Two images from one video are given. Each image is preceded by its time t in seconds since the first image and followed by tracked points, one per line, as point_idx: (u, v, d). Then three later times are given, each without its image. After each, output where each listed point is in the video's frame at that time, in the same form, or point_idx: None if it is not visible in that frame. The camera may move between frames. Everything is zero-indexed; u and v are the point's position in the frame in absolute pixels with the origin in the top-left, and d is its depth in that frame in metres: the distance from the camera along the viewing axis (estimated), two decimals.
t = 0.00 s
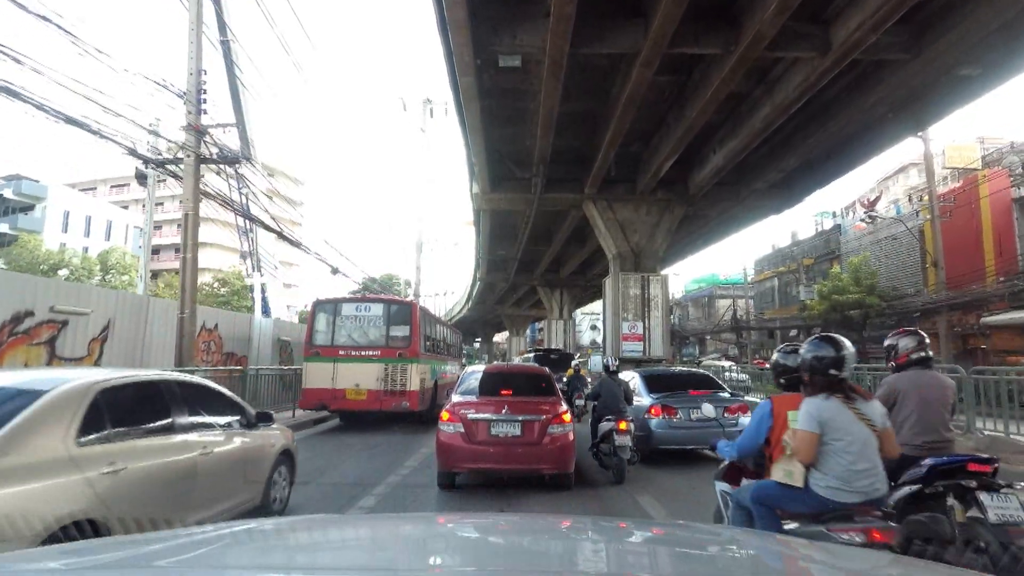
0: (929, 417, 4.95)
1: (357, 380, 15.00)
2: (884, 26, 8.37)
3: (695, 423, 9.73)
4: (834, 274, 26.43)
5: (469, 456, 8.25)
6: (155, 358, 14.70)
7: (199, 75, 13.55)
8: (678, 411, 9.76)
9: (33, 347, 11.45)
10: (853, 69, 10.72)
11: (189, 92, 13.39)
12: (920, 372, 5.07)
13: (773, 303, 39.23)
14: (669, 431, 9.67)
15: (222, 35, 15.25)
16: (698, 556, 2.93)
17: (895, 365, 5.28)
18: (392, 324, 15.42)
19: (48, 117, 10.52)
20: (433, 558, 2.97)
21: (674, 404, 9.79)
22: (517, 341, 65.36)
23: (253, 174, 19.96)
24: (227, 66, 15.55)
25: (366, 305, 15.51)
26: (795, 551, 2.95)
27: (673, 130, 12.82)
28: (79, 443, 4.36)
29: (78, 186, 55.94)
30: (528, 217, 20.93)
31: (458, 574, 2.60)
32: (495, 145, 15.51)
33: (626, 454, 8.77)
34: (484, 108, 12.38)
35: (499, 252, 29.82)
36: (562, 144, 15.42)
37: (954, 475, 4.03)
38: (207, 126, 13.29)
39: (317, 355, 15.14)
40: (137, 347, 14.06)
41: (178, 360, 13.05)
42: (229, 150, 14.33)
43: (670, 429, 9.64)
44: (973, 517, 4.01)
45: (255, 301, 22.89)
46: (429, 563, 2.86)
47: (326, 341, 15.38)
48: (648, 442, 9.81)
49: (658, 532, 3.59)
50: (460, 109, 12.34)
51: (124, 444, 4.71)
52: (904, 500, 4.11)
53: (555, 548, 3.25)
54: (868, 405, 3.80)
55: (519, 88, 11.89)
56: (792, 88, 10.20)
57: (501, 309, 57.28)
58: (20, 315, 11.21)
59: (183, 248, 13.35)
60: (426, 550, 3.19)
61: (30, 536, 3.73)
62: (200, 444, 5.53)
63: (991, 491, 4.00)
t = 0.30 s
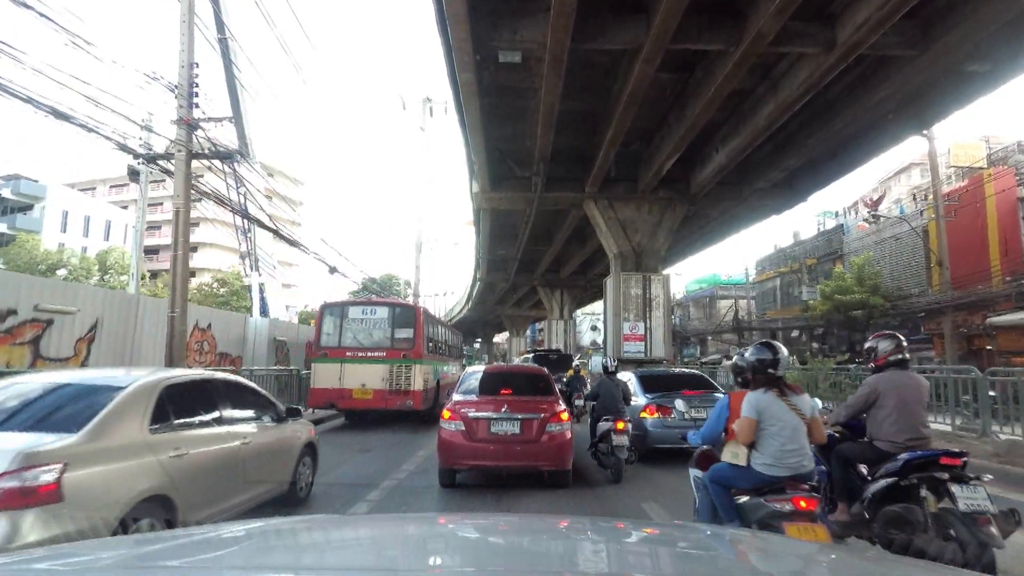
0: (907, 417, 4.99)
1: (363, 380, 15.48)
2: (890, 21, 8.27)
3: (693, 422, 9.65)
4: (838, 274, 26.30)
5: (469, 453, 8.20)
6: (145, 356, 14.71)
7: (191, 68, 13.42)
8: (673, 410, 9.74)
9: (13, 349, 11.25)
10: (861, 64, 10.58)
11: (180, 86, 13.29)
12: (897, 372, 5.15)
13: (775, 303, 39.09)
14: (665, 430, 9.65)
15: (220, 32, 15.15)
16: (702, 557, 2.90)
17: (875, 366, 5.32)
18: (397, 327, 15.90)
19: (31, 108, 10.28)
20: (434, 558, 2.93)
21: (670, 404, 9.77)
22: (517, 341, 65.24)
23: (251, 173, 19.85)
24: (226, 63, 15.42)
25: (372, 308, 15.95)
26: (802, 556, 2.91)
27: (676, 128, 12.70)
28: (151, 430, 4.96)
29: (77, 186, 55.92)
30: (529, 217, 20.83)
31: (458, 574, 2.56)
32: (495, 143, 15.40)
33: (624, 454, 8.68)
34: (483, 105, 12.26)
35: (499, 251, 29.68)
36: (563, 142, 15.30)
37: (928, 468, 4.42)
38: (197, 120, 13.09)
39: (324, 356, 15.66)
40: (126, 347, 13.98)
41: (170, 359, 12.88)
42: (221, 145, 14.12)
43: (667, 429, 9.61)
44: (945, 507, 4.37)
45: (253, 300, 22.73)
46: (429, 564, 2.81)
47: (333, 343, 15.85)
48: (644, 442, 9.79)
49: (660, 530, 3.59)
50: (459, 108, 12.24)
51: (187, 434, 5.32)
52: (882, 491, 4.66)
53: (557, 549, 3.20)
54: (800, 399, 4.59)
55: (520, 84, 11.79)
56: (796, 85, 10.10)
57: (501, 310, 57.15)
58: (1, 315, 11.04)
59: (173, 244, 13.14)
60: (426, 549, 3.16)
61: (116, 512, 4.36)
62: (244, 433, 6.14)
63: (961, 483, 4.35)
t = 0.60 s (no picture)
0: (876, 414, 5.61)
1: (368, 380, 15.99)
2: (898, 13, 8.13)
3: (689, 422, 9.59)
4: (841, 274, 26.18)
5: (470, 452, 8.08)
6: (133, 357, 14.50)
7: (181, 60, 13.29)
8: (669, 410, 9.68)
9: None
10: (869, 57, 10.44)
11: (171, 78, 13.14)
12: (869, 373, 5.80)
13: (776, 303, 38.99)
14: (662, 430, 9.58)
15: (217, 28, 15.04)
16: (701, 558, 2.94)
17: (848, 367, 6.00)
18: (401, 329, 16.45)
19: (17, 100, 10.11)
20: (433, 559, 2.98)
21: (666, 403, 9.70)
22: (517, 342, 65.15)
23: (249, 172, 19.75)
24: (224, 60, 15.31)
25: (377, 311, 16.50)
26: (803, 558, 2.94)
27: (677, 126, 12.55)
28: (203, 423, 5.69)
29: (77, 187, 55.91)
30: (528, 216, 20.74)
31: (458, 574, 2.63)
32: (495, 142, 15.32)
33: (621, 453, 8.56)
34: (483, 103, 12.17)
35: (499, 251, 29.56)
36: (564, 141, 15.18)
37: (894, 461, 5.09)
38: (187, 112, 12.89)
39: (332, 357, 16.15)
40: (115, 348, 13.86)
41: (160, 359, 12.67)
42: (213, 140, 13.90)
43: (663, 428, 9.55)
44: (909, 496, 5.01)
45: (251, 301, 22.56)
46: (429, 564, 2.87)
47: (339, 344, 16.37)
48: (641, 441, 9.74)
49: (661, 533, 3.56)
50: (458, 105, 12.13)
51: (231, 427, 6.03)
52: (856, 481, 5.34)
53: (558, 553, 3.16)
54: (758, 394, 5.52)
55: (520, 81, 11.70)
56: (800, 81, 9.97)
57: (501, 310, 57.09)
58: None
59: (162, 242, 12.99)
60: (427, 549, 3.23)
61: (180, 491, 5.10)
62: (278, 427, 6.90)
63: (924, 473, 4.99)
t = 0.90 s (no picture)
0: (844, 410, 6.16)
1: (374, 380, 16.16)
2: (905, 7, 8.02)
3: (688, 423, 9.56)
4: (844, 273, 26.03)
5: (469, 451, 7.94)
6: (116, 360, 14.24)
7: (170, 53, 13.01)
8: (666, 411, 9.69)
9: None
10: (875, 52, 10.33)
11: (159, 71, 12.89)
12: (839, 374, 6.34)
13: (778, 303, 38.85)
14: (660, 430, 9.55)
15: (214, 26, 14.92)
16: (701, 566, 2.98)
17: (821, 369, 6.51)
18: (405, 331, 16.61)
19: None
20: (433, 559, 3.11)
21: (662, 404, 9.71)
22: (518, 342, 64.96)
23: (247, 172, 19.62)
24: (221, 58, 15.19)
25: (382, 314, 16.63)
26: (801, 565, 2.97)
27: (679, 124, 12.45)
28: (241, 417, 6.46)
29: (76, 188, 55.86)
30: (528, 215, 20.64)
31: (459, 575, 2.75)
32: (495, 141, 15.25)
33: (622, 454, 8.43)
34: (483, 103, 12.11)
35: (500, 251, 29.44)
36: (565, 139, 15.08)
37: (859, 454, 5.57)
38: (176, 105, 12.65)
39: (338, 358, 16.33)
40: (100, 349, 13.73)
41: (146, 361, 12.42)
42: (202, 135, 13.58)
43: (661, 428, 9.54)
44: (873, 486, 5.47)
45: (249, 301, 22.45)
46: (428, 565, 2.99)
47: (345, 346, 16.51)
48: (639, 442, 9.68)
49: (665, 543, 3.57)
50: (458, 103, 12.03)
51: (263, 421, 6.80)
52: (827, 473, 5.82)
53: (560, 561, 3.13)
54: (737, 393, 6.05)
55: (521, 79, 11.61)
56: (805, 77, 9.85)
57: (501, 310, 56.95)
58: None
59: (148, 240, 12.72)
60: (427, 550, 3.33)
61: (224, 477, 5.85)
62: (301, 422, 7.61)
63: (885, 465, 5.45)
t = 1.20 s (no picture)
0: (819, 407, 6.74)
1: (378, 379, 16.04)
2: None
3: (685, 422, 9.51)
4: (848, 272, 25.88)
5: (469, 451, 7.79)
6: (97, 360, 12.90)
7: (156, 40, 12.51)
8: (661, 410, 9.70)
9: None
10: (884, 43, 10.17)
11: (144, 59, 12.36)
12: (815, 374, 6.92)
13: (781, 302, 38.65)
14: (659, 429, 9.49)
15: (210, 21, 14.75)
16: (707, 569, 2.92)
17: (799, 369, 7.10)
18: (408, 332, 16.48)
19: None
20: (432, 559, 3.08)
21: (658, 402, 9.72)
22: (518, 341, 64.82)
23: (243, 170, 19.45)
24: (217, 55, 15.02)
25: (386, 315, 16.48)
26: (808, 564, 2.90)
27: (681, 119, 12.30)
28: (268, 412, 7.03)
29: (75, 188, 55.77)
30: (528, 213, 20.52)
31: None
32: (494, 138, 15.11)
33: (625, 454, 8.25)
34: (483, 99, 11.99)
35: (500, 250, 29.30)
36: (566, 136, 14.95)
37: (832, 447, 6.17)
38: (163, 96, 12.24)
39: (342, 358, 16.25)
40: (83, 348, 12.43)
41: (130, 362, 11.71)
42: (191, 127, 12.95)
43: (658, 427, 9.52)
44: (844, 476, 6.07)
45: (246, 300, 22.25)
46: (429, 565, 2.98)
47: (350, 346, 16.40)
48: (638, 442, 9.56)
49: (672, 547, 3.44)
50: (457, 99, 11.87)
51: (286, 416, 7.37)
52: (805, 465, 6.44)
53: (561, 566, 2.99)
54: (726, 390, 6.32)
55: (521, 74, 11.47)
56: (810, 70, 9.70)
57: (501, 310, 56.85)
58: None
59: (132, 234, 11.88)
60: (425, 550, 3.29)
61: (256, 466, 6.44)
62: (319, 418, 8.21)
63: (855, 457, 6.04)
